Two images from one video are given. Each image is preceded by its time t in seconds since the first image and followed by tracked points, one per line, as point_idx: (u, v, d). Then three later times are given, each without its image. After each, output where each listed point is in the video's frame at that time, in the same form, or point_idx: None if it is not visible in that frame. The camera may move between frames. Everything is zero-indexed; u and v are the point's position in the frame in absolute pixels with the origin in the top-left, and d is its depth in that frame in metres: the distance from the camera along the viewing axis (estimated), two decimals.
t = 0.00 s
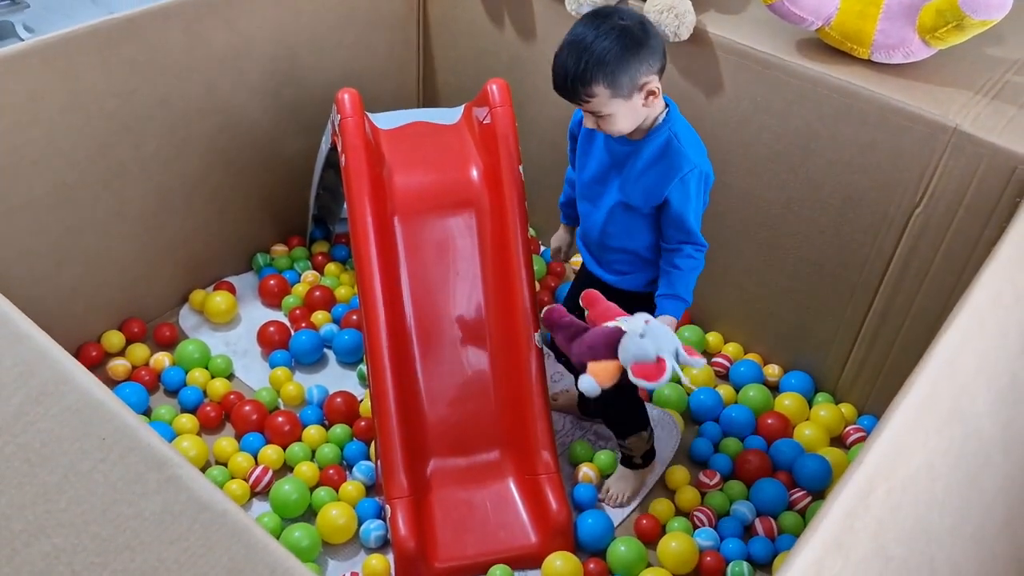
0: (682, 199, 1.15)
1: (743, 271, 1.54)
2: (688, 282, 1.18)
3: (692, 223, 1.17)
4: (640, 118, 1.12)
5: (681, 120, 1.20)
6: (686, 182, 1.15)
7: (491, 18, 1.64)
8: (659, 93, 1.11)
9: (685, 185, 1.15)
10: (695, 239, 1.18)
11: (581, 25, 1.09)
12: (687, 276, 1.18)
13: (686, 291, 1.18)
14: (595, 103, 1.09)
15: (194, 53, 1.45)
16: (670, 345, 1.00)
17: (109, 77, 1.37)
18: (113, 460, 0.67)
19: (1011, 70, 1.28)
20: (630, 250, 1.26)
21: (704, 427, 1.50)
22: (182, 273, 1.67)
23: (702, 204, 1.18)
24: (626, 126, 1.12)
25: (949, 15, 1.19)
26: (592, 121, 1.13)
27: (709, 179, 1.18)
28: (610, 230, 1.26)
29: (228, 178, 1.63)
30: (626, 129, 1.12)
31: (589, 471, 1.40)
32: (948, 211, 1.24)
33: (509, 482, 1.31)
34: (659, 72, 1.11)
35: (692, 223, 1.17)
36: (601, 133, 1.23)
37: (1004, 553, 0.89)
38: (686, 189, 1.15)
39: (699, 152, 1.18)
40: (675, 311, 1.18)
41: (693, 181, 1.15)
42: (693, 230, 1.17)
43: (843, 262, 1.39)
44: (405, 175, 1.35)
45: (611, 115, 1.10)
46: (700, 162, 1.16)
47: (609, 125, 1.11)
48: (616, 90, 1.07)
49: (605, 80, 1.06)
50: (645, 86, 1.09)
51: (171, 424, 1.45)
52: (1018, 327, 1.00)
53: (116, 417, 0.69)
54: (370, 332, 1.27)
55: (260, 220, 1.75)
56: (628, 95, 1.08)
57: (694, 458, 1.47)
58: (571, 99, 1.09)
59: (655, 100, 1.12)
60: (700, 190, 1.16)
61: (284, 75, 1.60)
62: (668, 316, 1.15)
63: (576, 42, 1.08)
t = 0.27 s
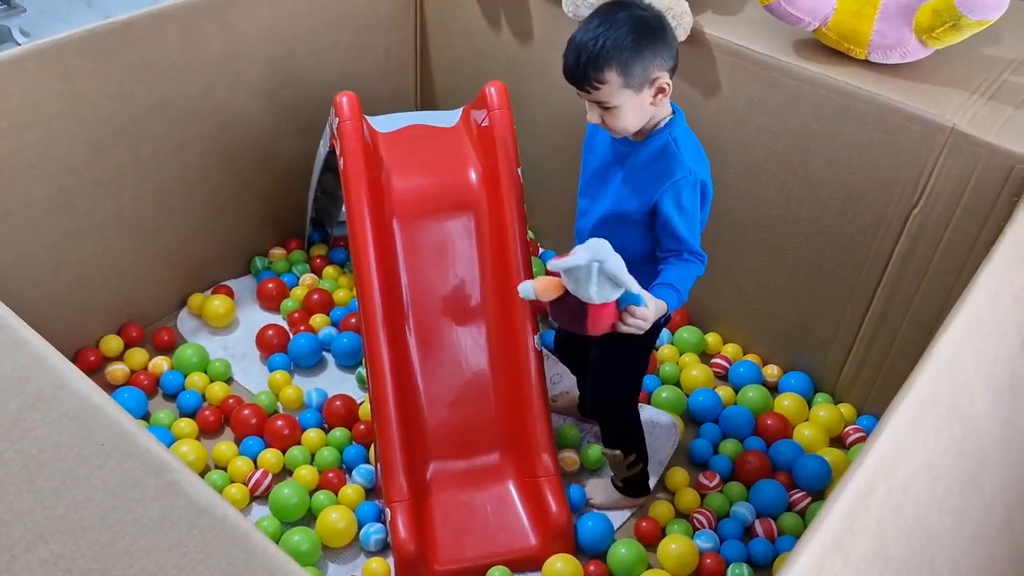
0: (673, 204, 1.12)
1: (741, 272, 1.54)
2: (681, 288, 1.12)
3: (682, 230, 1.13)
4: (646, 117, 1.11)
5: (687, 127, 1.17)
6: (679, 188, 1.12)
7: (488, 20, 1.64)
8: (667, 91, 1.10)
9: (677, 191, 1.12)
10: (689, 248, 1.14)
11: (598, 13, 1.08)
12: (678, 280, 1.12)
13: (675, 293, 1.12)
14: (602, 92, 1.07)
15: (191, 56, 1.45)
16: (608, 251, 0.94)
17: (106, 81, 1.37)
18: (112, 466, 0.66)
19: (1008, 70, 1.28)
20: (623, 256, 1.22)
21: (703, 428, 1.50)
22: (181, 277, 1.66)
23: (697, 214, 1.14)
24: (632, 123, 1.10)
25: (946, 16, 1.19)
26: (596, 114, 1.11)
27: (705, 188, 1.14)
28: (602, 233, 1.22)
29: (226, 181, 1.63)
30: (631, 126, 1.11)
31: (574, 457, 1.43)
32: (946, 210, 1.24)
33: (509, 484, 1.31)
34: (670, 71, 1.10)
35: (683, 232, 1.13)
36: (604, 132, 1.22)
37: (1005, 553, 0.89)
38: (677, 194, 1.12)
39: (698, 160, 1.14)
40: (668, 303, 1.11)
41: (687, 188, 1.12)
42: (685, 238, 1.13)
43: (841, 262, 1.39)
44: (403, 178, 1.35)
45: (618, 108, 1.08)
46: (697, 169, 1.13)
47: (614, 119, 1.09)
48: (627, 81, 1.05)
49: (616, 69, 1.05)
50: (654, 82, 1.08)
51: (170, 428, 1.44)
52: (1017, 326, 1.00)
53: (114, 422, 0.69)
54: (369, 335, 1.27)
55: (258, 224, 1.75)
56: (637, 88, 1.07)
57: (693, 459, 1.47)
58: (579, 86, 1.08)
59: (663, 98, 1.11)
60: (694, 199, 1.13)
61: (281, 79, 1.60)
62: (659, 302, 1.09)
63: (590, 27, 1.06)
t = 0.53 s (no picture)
0: (682, 228, 1.05)
1: (738, 275, 1.54)
2: (665, 314, 1.03)
3: (688, 260, 1.04)
4: (675, 138, 1.04)
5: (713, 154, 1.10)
6: (690, 213, 1.04)
7: (485, 23, 1.63)
8: (699, 111, 1.03)
9: (688, 216, 1.04)
10: (690, 279, 1.04)
11: (626, 31, 1.02)
12: (664, 305, 1.03)
13: (662, 321, 1.03)
14: (631, 114, 1.00)
15: (188, 59, 1.45)
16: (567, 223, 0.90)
17: (103, 84, 1.37)
18: (108, 471, 0.66)
19: (1005, 73, 1.28)
20: (637, 278, 1.16)
21: (701, 432, 1.50)
22: (178, 280, 1.66)
23: (711, 246, 1.05)
24: (661, 145, 1.03)
25: (944, 19, 1.19)
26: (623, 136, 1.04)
27: (723, 219, 1.06)
28: (615, 255, 1.17)
29: (223, 184, 1.63)
30: (660, 148, 1.04)
31: (572, 454, 1.42)
32: (944, 213, 1.24)
33: (507, 489, 1.30)
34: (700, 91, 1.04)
35: (688, 262, 1.04)
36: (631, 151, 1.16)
37: (1001, 556, 0.89)
38: (687, 218, 1.04)
39: (718, 188, 1.07)
40: (644, 324, 1.01)
41: (699, 215, 1.04)
42: (688, 268, 1.03)
43: (839, 265, 1.39)
44: (401, 181, 1.34)
45: (647, 131, 1.02)
46: (714, 196, 1.05)
47: (642, 142, 1.03)
48: (658, 102, 0.99)
49: (648, 90, 0.99)
50: (685, 102, 1.02)
51: (167, 432, 1.44)
52: (1015, 329, 1.00)
53: (111, 428, 0.68)
54: (367, 339, 1.27)
55: (255, 227, 1.75)
56: (667, 110, 1.01)
57: (690, 462, 1.47)
58: (607, 108, 1.01)
59: (692, 119, 1.04)
60: (707, 228, 1.04)
61: (278, 81, 1.60)
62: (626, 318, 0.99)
63: (620, 47, 1.00)
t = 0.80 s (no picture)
0: (663, 244, 1.04)
1: (734, 277, 1.54)
2: (614, 316, 1.07)
3: (661, 274, 1.03)
4: (681, 153, 1.02)
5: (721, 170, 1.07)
6: (676, 229, 1.03)
7: (481, 26, 1.64)
8: (706, 129, 1.01)
9: (674, 232, 1.03)
10: (657, 291, 1.04)
11: (641, 41, 0.99)
12: (617, 312, 1.07)
13: (613, 321, 1.07)
14: (633, 128, 0.99)
15: (183, 61, 1.45)
16: (524, 223, 1.10)
17: (98, 86, 1.37)
18: (101, 474, 0.66)
19: (1000, 76, 1.28)
20: (626, 283, 1.16)
21: (696, 435, 1.50)
22: (173, 282, 1.66)
23: (695, 264, 1.03)
24: (664, 158, 1.02)
25: (938, 22, 1.19)
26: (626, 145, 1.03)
27: (711, 240, 1.03)
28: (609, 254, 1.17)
29: (219, 186, 1.63)
30: (663, 161, 1.03)
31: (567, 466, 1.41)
32: (938, 216, 1.24)
33: (502, 491, 1.30)
34: (712, 106, 1.01)
35: (661, 276, 1.03)
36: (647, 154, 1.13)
37: (994, 559, 0.89)
38: (672, 232, 1.03)
39: (714, 208, 1.04)
40: (588, 320, 1.08)
41: (685, 232, 1.02)
42: (661, 284, 1.04)
43: (833, 268, 1.39)
44: (397, 182, 1.34)
45: (649, 145, 1.00)
46: (706, 216, 1.03)
47: (643, 153, 1.02)
48: (663, 119, 0.97)
49: (653, 107, 0.96)
50: (694, 120, 0.99)
51: (162, 435, 1.44)
52: (1009, 332, 1.00)
53: (104, 430, 0.68)
54: (362, 341, 1.27)
55: (251, 229, 1.75)
56: (672, 127, 0.98)
57: (686, 466, 1.47)
58: (610, 120, 1.00)
59: (701, 135, 1.02)
60: (691, 248, 1.02)
61: (273, 84, 1.60)
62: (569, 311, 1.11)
63: (630, 60, 0.98)
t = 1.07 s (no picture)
0: (647, 240, 1.04)
1: (730, 280, 1.54)
2: (589, 301, 1.09)
3: (641, 270, 1.04)
4: (677, 153, 1.02)
5: (716, 175, 1.06)
6: (661, 228, 1.03)
7: (478, 28, 1.64)
8: (701, 132, 1.01)
9: (659, 232, 1.03)
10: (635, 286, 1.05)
11: (644, 39, 0.99)
12: (592, 299, 1.09)
13: (586, 305, 1.09)
14: (626, 124, 1.00)
15: (180, 62, 1.45)
16: (514, 198, 1.14)
17: (95, 86, 1.37)
18: (98, 475, 0.66)
19: (995, 80, 1.29)
20: (614, 278, 1.16)
21: (691, 437, 1.50)
22: (169, 283, 1.66)
23: (677, 265, 1.03)
24: (658, 157, 1.02)
25: (933, 26, 1.20)
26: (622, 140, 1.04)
27: (696, 244, 1.03)
28: (599, 247, 1.18)
29: (215, 187, 1.63)
30: (657, 159, 1.03)
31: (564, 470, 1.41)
32: (933, 219, 1.25)
33: (498, 493, 1.30)
34: (711, 110, 1.01)
35: (642, 273, 1.04)
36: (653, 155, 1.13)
37: (989, 560, 0.89)
38: (656, 231, 1.03)
39: (704, 212, 1.04)
40: (562, 300, 1.10)
41: (670, 233, 1.02)
42: (640, 279, 1.04)
43: (829, 270, 1.40)
44: (394, 185, 1.35)
45: (642, 142, 1.01)
46: (693, 220, 1.02)
47: (636, 149, 1.03)
48: (657, 118, 0.98)
49: (647, 105, 0.97)
50: (690, 122, 0.99)
51: (157, 436, 1.44)
52: (1003, 335, 1.00)
53: (102, 431, 0.68)
54: (358, 342, 1.27)
55: (247, 231, 1.75)
56: (666, 127, 0.99)
57: (681, 467, 1.47)
58: (605, 113, 1.01)
59: (698, 137, 1.02)
60: (674, 248, 1.02)
61: (270, 85, 1.60)
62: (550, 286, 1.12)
63: (630, 57, 0.98)
